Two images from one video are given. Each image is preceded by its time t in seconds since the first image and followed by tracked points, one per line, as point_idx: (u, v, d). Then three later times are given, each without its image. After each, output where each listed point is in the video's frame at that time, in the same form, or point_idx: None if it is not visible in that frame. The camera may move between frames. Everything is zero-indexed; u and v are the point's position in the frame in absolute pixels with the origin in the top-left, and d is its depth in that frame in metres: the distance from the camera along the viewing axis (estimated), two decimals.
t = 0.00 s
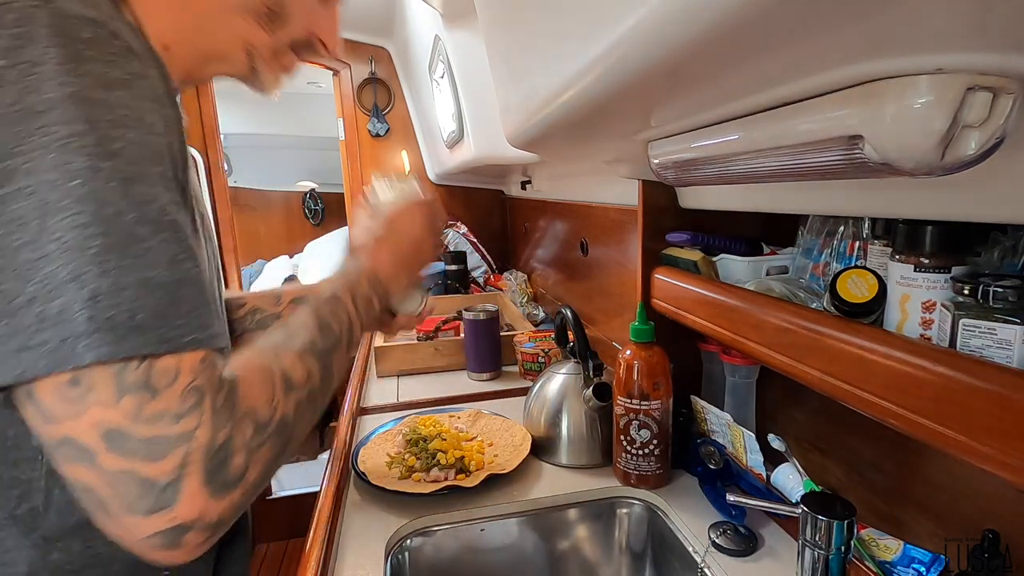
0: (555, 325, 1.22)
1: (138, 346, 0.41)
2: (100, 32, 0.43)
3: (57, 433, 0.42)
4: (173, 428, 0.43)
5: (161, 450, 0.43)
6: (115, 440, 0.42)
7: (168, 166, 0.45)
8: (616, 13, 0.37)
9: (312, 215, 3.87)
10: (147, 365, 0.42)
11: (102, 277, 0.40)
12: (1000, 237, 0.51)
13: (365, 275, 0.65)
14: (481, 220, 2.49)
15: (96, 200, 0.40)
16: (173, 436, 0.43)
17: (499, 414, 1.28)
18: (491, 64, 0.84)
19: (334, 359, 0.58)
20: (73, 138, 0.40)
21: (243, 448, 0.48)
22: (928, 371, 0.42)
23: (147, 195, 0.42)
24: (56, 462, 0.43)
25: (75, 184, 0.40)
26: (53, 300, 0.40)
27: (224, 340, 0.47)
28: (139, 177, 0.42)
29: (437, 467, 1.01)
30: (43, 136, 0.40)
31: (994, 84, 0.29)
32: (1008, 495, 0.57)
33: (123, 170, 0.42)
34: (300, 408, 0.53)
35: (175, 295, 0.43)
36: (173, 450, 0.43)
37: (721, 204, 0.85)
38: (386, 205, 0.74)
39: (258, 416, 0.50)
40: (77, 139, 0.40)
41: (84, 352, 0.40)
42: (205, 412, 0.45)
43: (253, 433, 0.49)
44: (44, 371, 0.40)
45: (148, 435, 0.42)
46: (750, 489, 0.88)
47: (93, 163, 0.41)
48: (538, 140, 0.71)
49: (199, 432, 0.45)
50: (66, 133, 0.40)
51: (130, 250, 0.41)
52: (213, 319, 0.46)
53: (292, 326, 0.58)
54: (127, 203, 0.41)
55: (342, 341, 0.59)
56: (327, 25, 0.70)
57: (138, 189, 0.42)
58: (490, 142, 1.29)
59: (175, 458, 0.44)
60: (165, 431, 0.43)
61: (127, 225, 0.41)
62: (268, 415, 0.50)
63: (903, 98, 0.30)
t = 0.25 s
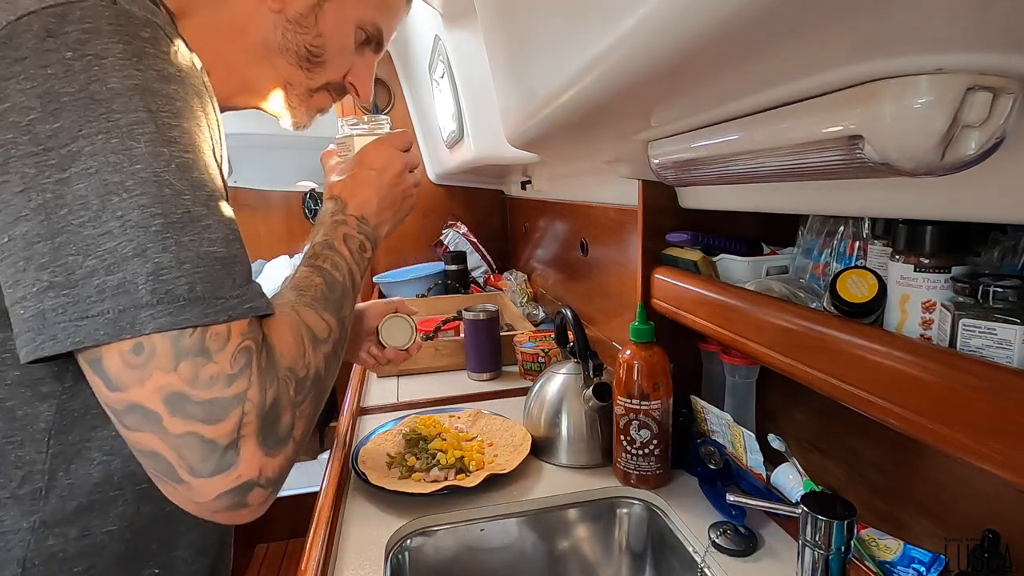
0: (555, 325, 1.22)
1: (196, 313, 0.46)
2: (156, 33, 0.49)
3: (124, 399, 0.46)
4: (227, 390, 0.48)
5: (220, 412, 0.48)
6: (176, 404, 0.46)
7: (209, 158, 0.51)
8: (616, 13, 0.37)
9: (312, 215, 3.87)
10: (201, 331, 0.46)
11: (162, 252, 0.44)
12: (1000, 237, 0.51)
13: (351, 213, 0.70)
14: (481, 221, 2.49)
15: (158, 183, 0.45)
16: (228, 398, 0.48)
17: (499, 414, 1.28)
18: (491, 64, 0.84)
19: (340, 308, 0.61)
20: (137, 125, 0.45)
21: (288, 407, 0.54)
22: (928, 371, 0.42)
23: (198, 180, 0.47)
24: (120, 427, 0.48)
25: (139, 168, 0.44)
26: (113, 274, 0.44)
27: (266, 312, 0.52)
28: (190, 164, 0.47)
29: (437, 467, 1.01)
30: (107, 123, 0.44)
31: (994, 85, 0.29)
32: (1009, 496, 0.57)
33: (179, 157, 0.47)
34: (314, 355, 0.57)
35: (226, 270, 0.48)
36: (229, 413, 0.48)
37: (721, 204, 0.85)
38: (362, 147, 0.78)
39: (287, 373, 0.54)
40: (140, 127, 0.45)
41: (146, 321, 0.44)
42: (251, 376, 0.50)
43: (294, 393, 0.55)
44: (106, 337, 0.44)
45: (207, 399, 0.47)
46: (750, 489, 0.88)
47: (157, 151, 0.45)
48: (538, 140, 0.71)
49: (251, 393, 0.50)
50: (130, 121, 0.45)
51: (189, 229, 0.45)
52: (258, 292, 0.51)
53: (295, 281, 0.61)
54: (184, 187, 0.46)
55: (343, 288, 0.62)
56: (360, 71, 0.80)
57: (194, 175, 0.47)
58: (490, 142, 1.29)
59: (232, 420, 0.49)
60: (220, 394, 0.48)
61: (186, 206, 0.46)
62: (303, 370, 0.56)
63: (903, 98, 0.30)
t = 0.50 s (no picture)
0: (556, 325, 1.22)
1: (195, 313, 0.45)
2: (162, 37, 0.50)
3: (122, 396, 0.46)
4: (222, 389, 0.48)
5: (215, 411, 0.48)
6: (174, 402, 0.46)
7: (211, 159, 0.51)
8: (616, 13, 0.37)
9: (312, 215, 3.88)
10: (199, 330, 0.46)
11: (163, 252, 0.44)
12: (1000, 237, 0.51)
13: (348, 213, 0.69)
14: (480, 221, 2.49)
15: (161, 184, 0.45)
16: (225, 396, 0.48)
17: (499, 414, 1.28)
18: (491, 64, 0.84)
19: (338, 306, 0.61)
20: (142, 127, 0.45)
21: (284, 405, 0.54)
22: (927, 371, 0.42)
23: (200, 182, 0.47)
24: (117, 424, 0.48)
25: (142, 169, 0.44)
26: (114, 273, 0.44)
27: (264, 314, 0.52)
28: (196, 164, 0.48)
29: (437, 467, 1.01)
30: (113, 125, 0.44)
31: (994, 84, 0.29)
32: (1009, 496, 0.56)
33: (182, 159, 0.47)
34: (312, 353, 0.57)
35: (227, 271, 0.48)
36: (225, 411, 0.48)
37: (721, 203, 0.85)
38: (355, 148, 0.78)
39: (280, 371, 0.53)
40: (145, 129, 0.45)
41: (145, 320, 0.44)
42: (248, 374, 0.49)
43: (290, 392, 0.54)
44: (107, 335, 0.44)
45: (203, 396, 0.47)
46: (750, 489, 0.88)
47: (160, 152, 0.45)
48: (538, 140, 0.71)
49: (246, 391, 0.49)
50: (135, 123, 0.45)
51: (190, 229, 0.45)
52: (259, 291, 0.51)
53: (292, 279, 0.61)
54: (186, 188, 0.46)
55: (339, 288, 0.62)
56: (362, 82, 0.81)
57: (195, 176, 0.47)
58: (490, 142, 1.29)
59: (227, 418, 0.48)
60: (217, 392, 0.48)
61: (189, 207, 0.46)
62: (299, 369, 0.55)
63: (903, 98, 0.30)
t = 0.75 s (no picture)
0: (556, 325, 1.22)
1: (147, 305, 0.44)
2: (158, 34, 0.50)
3: (41, 382, 0.44)
4: (151, 387, 0.45)
5: (133, 410, 0.44)
6: (90, 392, 0.43)
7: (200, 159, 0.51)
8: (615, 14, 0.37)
9: (312, 215, 3.88)
10: (137, 322, 0.44)
11: (123, 239, 0.44)
12: (1000, 237, 0.51)
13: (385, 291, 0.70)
14: (481, 221, 2.49)
15: (132, 173, 0.44)
16: (154, 395, 0.45)
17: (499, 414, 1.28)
18: (491, 64, 0.84)
19: (336, 365, 0.61)
20: (122, 116, 0.45)
21: (227, 423, 0.50)
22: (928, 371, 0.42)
23: (179, 177, 0.47)
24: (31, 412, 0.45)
25: (115, 157, 0.44)
26: (68, 258, 0.43)
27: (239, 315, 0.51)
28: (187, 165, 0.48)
29: (437, 467, 1.01)
30: (93, 113, 0.45)
31: (994, 84, 0.29)
32: (1010, 496, 0.56)
33: (162, 152, 0.46)
34: (290, 394, 0.56)
35: (195, 269, 0.47)
36: (146, 411, 0.45)
37: (721, 203, 0.85)
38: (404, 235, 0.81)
39: (243, 395, 0.52)
40: (125, 119, 0.45)
41: (90, 307, 0.43)
42: (189, 377, 0.46)
43: (240, 411, 0.51)
44: (49, 322, 0.43)
45: (126, 390, 0.44)
46: (750, 489, 0.88)
47: (134, 142, 0.45)
48: (538, 140, 0.71)
49: (178, 397, 0.46)
50: (117, 113, 0.45)
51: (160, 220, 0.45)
52: (225, 303, 0.49)
53: (305, 324, 0.61)
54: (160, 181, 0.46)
55: (349, 350, 0.63)
56: (352, 78, 0.82)
57: (174, 170, 0.47)
58: (490, 141, 1.29)
59: (148, 420, 0.45)
60: (147, 389, 0.45)
61: (159, 197, 0.45)
62: (257, 395, 0.53)
63: (903, 98, 0.30)
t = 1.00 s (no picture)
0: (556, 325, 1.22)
1: (164, 286, 0.44)
2: (168, 34, 0.50)
3: (49, 356, 0.44)
4: (167, 368, 0.45)
5: (151, 385, 0.44)
6: (101, 366, 0.43)
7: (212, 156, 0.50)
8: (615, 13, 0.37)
9: (312, 215, 3.89)
10: (150, 303, 0.44)
11: (140, 225, 0.43)
12: (1000, 237, 0.51)
13: (424, 386, 0.71)
14: (481, 221, 2.49)
15: (148, 161, 0.44)
16: (169, 377, 0.45)
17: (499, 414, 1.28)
18: (491, 64, 0.84)
19: (362, 423, 0.60)
20: (135, 108, 0.45)
21: (245, 421, 0.50)
22: (929, 371, 0.42)
23: (191, 168, 0.47)
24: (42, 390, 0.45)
25: (132, 146, 0.44)
26: (81, 241, 0.43)
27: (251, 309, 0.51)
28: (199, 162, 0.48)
29: (437, 466, 1.02)
30: (108, 103, 0.45)
31: (994, 85, 0.29)
32: (1010, 496, 0.56)
33: (176, 143, 0.46)
34: (314, 428, 0.56)
35: (211, 257, 0.47)
36: (160, 389, 0.45)
37: (721, 203, 0.85)
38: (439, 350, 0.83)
39: (265, 402, 0.52)
40: (140, 110, 0.45)
41: (106, 289, 0.43)
42: (207, 365, 0.47)
43: (259, 414, 0.51)
44: (63, 304, 0.43)
45: (138, 367, 0.44)
46: (750, 489, 0.88)
47: (150, 132, 0.45)
48: (538, 141, 0.71)
49: (197, 381, 0.46)
50: (131, 104, 0.45)
51: (174, 207, 0.45)
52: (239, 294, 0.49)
53: (353, 387, 0.64)
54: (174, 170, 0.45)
55: (380, 415, 0.63)
56: (341, 75, 0.84)
57: (186, 161, 0.47)
58: (490, 141, 1.29)
59: (163, 398, 0.45)
60: (161, 368, 0.44)
61: (174, 186, 0.45)
62: (280, 408, 0.53)
63: (902, 98, 0.30)
